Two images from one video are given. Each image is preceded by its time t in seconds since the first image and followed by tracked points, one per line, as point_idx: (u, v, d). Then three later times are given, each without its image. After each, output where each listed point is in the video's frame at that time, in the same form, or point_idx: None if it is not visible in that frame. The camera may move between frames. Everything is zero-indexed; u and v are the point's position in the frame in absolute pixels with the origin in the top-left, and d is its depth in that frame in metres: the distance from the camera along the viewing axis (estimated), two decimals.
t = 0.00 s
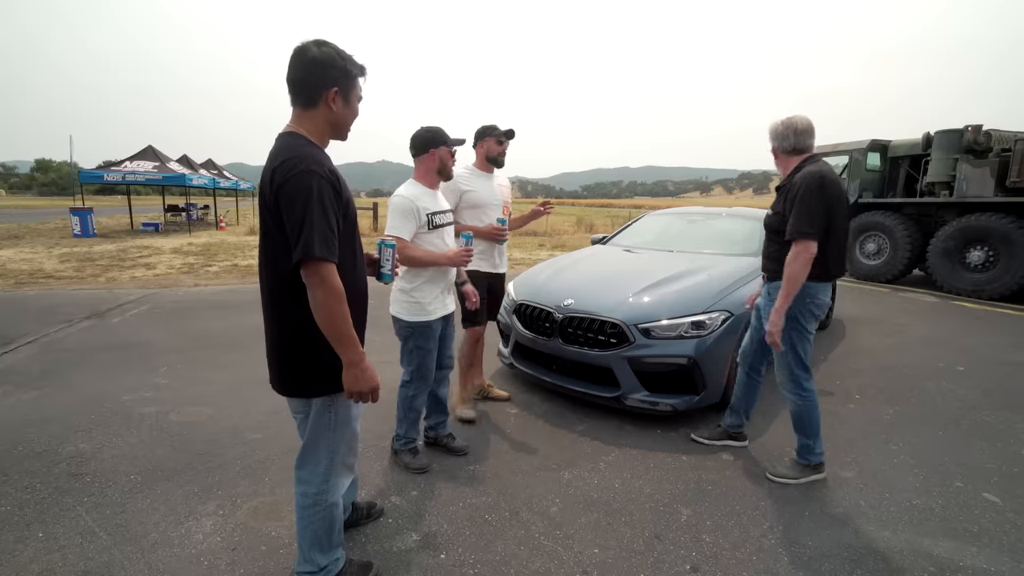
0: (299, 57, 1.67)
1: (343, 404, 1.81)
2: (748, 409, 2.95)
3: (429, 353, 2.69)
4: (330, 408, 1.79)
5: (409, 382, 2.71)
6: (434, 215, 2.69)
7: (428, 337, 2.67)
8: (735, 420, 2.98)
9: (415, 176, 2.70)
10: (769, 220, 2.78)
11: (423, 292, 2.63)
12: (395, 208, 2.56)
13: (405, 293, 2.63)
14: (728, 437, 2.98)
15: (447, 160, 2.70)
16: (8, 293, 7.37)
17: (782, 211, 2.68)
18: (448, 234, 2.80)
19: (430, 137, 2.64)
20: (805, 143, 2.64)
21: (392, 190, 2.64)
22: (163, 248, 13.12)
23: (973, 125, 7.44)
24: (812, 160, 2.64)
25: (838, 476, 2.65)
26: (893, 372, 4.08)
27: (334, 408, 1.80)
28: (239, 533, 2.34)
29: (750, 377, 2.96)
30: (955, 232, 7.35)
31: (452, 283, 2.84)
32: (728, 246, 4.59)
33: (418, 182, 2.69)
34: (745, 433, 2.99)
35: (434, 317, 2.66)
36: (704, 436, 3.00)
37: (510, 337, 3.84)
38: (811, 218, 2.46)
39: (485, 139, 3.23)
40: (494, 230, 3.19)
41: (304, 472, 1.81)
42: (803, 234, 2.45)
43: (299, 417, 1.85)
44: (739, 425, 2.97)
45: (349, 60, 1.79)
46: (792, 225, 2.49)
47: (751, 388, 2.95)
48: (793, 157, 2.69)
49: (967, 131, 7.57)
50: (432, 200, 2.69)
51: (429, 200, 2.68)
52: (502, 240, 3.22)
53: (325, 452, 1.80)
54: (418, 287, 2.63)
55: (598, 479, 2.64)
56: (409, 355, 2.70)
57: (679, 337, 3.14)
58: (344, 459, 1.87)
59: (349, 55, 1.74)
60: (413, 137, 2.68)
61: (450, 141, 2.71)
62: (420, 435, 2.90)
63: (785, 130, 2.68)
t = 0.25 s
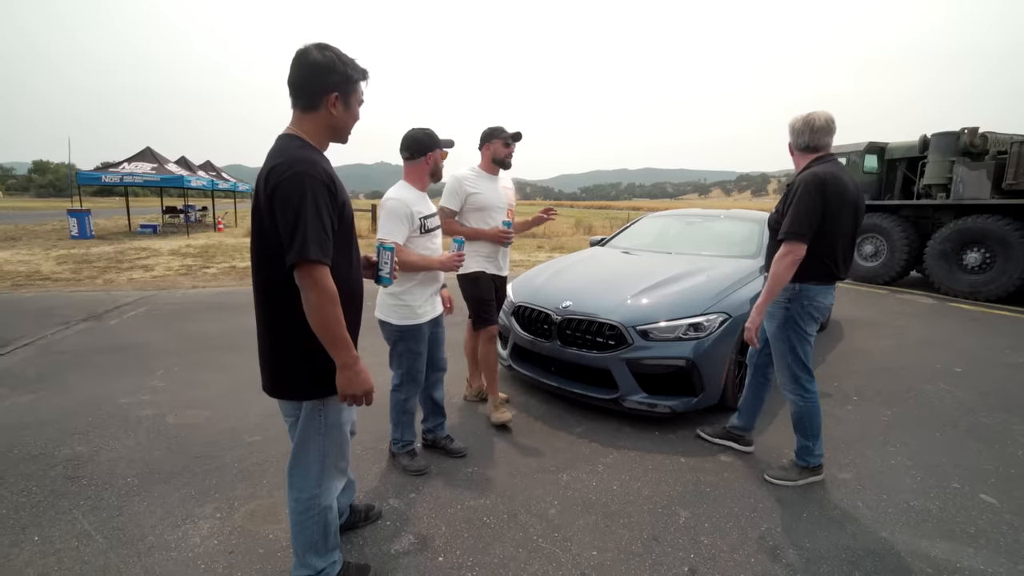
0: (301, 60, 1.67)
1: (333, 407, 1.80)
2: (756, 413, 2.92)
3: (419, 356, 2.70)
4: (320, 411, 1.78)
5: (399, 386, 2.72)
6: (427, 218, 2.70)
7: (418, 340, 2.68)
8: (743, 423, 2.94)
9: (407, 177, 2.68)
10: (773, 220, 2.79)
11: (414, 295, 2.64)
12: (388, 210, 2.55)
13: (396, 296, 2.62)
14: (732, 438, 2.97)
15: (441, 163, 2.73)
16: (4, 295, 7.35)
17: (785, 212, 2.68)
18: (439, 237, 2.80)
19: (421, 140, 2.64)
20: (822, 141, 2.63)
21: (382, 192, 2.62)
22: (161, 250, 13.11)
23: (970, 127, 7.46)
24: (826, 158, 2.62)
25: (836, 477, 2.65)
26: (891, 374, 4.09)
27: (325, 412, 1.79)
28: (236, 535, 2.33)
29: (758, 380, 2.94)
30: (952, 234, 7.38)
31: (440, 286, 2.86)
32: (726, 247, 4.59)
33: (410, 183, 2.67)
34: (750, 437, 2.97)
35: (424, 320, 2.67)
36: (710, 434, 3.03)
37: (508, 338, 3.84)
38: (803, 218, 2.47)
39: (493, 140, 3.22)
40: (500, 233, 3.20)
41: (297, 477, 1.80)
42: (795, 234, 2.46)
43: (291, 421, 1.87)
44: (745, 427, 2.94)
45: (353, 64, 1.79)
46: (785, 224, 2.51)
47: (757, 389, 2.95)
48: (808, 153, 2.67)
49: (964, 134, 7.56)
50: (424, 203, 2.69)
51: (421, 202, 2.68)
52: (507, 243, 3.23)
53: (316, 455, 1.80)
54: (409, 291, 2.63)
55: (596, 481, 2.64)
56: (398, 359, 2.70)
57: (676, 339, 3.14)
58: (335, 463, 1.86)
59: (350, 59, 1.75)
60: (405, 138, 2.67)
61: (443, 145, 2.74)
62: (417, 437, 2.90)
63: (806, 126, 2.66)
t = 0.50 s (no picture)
0: (295, 61, 1.67)
1: (328, 411, 1.79)
2: (757, 415, 2.91)
3: (410, 360, 2.70)
4: (315, 415, 1.78)
5: (391, 390, 2.72)
6: (416, 221, 2.70)
7: (410, 343, 2.68)
8: (743, 426, 2.94)
9: (395, 180, 2.68)
10: (773, 222, 2.81)
11: (404, 299, 2.63)
12: (377, 214, 2.54)
13: (386, 300, 2.61)
14: (731, 440, 2.97)
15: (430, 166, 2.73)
16: None
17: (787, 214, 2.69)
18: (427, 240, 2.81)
19: (410, 143, 2.64)
20: (825, 142, 2.64)
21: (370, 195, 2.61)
22: (158, 252, 13.08)
23: (964, 130, 7.50)
24: (828, 159, 2.63)
25: (833, 478, 2.65)
26: (887, 375, 4.10)
27: (320, 416, 1.79)
28: (232, 539, 2.33)
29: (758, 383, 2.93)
30: (947, 236, 7.41)
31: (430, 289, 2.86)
32: (722, 249, 4.61)
33: (398, 186, 2.67)
34: (752, 438, 2.96)
35: (413, 323, 2.67)
36: (710, 437, 3.03)
37: (505, 340, 3.84)
38: (808, 221, 2.47)
39: (493, 141, 3.21)
40: (507, 237, 3.20)
41: (293, 481, 1.79)
42: (802, 239, 2.47)
43: (286, 425, 1.86)
44: (744, 430, 2.94)
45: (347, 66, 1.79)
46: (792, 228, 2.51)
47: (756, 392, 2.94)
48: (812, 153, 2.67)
49: (959, 135, 7.62)
50: (413, 205, 2.69)
51: (410, 205, 2.68)
52: (514, 247, 3.24)
53: (313, 459, 1.79)
54: (399, 294, 2.63)
55: (593, 483, 2.64)
56: (389, 362, 2.70)
57: (674, 341, 3.15)
58: (331, 466, 1.86)
59: (345, 61, 1.75)
60: (393, 140, 2.67)
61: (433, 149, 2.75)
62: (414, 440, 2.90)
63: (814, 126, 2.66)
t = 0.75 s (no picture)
0: (286, 61, 1.66)
1: (324, 414, 1.78)
2: (755, 417, 2.90)
3: (407, 361, 2.69)
4: (312, 418, 1.77)
5: (388, 391, 2.70)
6: (405, 221, 2.69)
7: (407, 344, 2.67)
8: (741, 428, 2.94)
9: (384, 181, 2.68)
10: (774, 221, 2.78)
11: (398, 300, 2.63)
12: (365, 215, 2.54)
13: (380, 302, 2.61)
14: (729, 442, 2.96)
15: (417, 168, 2.70)
16: None
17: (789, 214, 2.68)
18: (419, 241, 2.80)
19: (399, 144, 2.63)
20: (825, 146, 2.65)
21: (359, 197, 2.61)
22: (155, 253, 13.04)
23: (961, 131, 7.52)
24: (827, 162, 2.65)
25: (829, 479, 2.65)
26: (884, 376, 4.10)
27: (317, 419, 1.78)
28: (227, 541, 2.31)
29: (758, 386, 2.92)
30: (944, 236, 7.42)
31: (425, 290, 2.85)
32: (719, 250, 4.61)
33: (387, 188, 2.67)
34: (749, 441, 2.95)
35: (410, 324, 2.67)
36: (707, 438, 3.03)
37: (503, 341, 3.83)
38: (818, 223, 2.44)
39: (493, 140, 3.19)
40: (513, 237, 3.19)
41: (290, 483, 1.79)
42: (814, 238, 2.44)
43: (283, 427, 1.85)
44: (742, 432, 2.94)
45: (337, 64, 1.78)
46: (804, 230, 2.48)
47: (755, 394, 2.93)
48: (813, 155, 2.68)
49: (955, 137, 7.64)
50: (401, 206, 2.68)
51: (399, 206, 2.67)
52: (519, 247, 3.24)
53: (309, 461, 1.79)
54: (393, 296, 2.62)
55: (589, 484, 2.64)
56: (386, 363, 2.69)
57: (671, 342, 3.15)
58: (328, 469, 1.85)
59: (336, 60, 1.74)
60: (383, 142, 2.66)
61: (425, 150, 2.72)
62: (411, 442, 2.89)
63: (820, 129, 2.64)
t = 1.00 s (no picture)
0: (280, 61, 1.66)
1: (322, 416, 1.78)
2: (756, 418, 2.90)
3: (406, 362, 2.69)
4: (309, 419, 1.77)
5: (388, 392, 2.70)
6: (404, 221, 2.70)
7: (406, 344, 2.67)
8: (741, 428, 2.94)
9: (381, 181, 2.68)
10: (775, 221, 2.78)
11: (397, 300, 2.63)
12: (362, 216, 2.55)
13: (378, 302, 2.61)
14: (728, 442, 2.96)
15: (413, 169, 2.70)
16: None
17: (792, 213, 2.67)
18: (418, 241, 2.80)
19: (395, 144, 2.63)
20: (825, 146, 2.67)
21: (356, 197, 2.62)
22: (155, 254, 13.04)
23: (960, 131, 7.52)
24: (827, 163, 2.66)
25: (828, 479, 2.65)
26: (883, 376, 4.10)
27: (314, 420, 1.78)
28: (226, 541, 2.31)
29: (759, 386, 2.92)
30: (943, 236, 7.42)
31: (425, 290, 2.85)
32: (719, 250, 4.61)
33: (385, 188, 2.67)
34: (748, 441, 2.95)
35: (409, 324, 2.67)
36: (706, 438, 3.03)
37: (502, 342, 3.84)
38: (827, 220, 2.44)
39: (489, 139, 3.19)
40: (512, 237, 3.17)
41: (287, 484, 1.78)
42: (826, 235, 2.43)
43: (280, 428, 1.85)
44: (742, 432, 2.93)
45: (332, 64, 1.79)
46: (815, 227, 2.46)
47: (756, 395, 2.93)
48: (815, 156, 2.68)
49: (955, 136, 7.64)
50: (399, 206, 2.69)
51: (397, 206, 2.67)
52: (519, 247, 3.21)
53: (307, 463, 1.78)
54: (391, 296, 2.62)
55: (588, 484, 2.63)
56: (385, 364, 2.69)
57: (670, 342, 3.15)
58: (326, 470, 1.85)
59: (331, 59, 1.74)
60: (381, 142, 2.66)
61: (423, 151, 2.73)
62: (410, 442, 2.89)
63: (825, 130, 2.65)
